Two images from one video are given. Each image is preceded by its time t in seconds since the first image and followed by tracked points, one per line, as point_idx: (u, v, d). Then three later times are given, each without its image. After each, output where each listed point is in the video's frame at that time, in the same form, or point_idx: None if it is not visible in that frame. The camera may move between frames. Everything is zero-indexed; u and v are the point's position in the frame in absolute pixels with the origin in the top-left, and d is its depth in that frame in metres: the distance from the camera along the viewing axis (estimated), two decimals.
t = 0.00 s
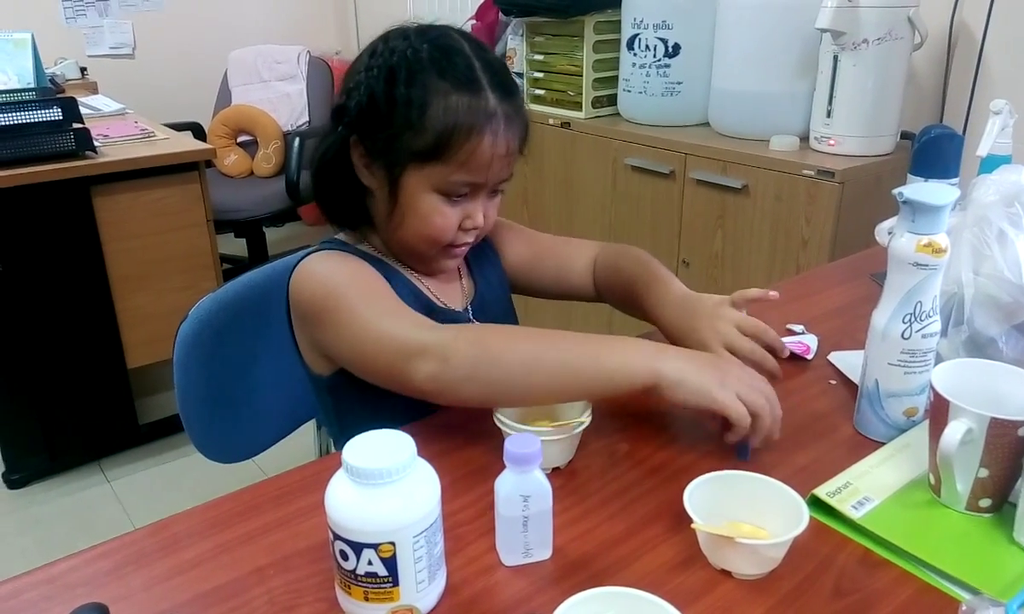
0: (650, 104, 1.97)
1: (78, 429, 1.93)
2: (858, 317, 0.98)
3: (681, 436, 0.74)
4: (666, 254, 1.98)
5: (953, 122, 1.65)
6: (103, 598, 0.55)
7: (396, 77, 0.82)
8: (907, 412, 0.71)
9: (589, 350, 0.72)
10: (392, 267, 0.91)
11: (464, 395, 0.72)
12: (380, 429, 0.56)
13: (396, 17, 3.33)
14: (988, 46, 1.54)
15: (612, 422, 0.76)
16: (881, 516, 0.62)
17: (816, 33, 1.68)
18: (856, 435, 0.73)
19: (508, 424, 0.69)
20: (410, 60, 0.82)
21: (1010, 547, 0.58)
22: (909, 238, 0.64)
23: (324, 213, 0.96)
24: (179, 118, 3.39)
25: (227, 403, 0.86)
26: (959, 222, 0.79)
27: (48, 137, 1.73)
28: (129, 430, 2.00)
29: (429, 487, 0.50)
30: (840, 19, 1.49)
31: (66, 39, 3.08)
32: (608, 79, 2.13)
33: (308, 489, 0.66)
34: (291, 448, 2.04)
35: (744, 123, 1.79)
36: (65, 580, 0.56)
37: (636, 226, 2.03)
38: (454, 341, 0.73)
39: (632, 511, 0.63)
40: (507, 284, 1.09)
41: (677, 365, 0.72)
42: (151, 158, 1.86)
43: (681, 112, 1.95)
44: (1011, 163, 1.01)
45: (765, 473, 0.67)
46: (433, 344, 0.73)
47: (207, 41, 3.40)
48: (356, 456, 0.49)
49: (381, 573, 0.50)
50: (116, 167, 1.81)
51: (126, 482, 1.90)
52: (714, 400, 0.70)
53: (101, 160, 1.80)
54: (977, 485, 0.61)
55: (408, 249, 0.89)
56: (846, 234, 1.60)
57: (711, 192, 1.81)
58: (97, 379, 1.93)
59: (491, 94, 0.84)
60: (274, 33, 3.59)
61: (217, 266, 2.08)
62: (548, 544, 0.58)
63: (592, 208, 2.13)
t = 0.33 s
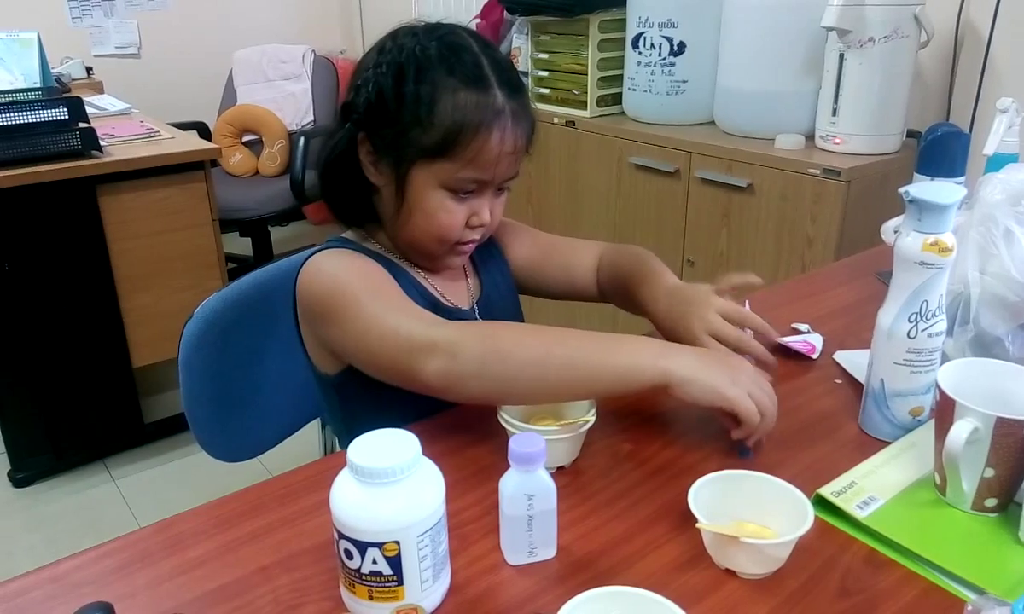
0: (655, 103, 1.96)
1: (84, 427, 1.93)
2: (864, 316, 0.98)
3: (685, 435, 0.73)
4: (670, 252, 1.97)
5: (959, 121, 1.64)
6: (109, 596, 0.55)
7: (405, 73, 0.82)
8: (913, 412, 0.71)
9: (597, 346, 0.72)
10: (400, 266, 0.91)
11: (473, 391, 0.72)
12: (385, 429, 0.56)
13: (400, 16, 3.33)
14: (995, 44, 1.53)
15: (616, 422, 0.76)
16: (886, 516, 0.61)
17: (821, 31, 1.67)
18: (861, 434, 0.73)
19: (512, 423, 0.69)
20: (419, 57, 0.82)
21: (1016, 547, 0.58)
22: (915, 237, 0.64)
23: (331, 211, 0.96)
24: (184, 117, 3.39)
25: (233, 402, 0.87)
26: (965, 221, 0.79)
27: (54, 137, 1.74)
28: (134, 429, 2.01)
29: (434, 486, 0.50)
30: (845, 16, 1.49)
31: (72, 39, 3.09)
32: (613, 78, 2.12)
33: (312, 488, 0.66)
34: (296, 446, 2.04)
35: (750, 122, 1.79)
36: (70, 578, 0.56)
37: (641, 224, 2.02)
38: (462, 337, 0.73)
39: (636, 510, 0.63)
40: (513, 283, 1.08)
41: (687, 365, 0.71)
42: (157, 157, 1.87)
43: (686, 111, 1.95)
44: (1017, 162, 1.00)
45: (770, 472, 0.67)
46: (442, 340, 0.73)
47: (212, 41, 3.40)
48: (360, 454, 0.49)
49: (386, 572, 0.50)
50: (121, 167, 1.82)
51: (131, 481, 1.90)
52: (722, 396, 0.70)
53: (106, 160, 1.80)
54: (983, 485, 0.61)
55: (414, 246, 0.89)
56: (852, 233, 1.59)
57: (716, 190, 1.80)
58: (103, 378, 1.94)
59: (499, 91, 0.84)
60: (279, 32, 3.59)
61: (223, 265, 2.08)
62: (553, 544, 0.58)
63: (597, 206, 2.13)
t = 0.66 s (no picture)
0: (655, 103, 1.96)
1: (85, 428, 1.93)
2: (864, 316, 0.98)
3: (686, 435, 0.74)
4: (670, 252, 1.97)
5: (959, 121, 1.64)
6: (110, 597, 0.55)
7: (406, 79, 0.81)
8: (914, 412, 0.71)
9: (595, 344, 0.71)
10: (402, 268, 0.91)
11: (474, 392, 0.72)
12: (386, 429, 0.56)
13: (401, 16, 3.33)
14: (995, 44, 1.53)
15: (616, 422, 0.76)
16: (887, 516, 0.61)
17: (821, 31, 1.67)
18: (861, 434, 0.73)
19: (512, 423, 0.69)
20: (420, 62, 0.82)
21: (1017, 547, 0.58)
22: (916, 236, 0.64)
23: (332, 214, 0.96)
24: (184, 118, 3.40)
25: (236, 403, 0.87)
26: (966, 221, 0.79)
27: (54, 137, 1.74)
28: (135, 429, 2.01)
29: (434, 486, 0.50)
30: (845, 16, 1.49)
31: (72, 40, 3.09)
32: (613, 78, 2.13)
33: (313, 488, 0.66)
34: (297, 447, 2.04)
35: (750, 122, 1.79)
36: (72, 578, 0.57)
37: (641, 225, 2.02)
38: (459, 339, 0.73)
39: (637, 510, 0.63)
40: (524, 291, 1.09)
41: (687, 360, 0.70)
42: (158, 158, 1.87)
43: (686, 111, 1.95)
44: (1017, 161, 1.00)
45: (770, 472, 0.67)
46: (439, 343, 0.73)
47: (212, 41, 3.41)
48: (361, 454, 0.49)
49: (386, 572, 0.50)
50: (122, 167, 1.82)
51: (132, 482, 1.90)
52: (719, 392, 0.69)
53: (107, 161, 1.80)
54: (984, 484, 0.61)
55: (418, 249, 0.89)
56: (851, 233, 1.59)
57: (716, 190, 1.80)
58: (103, 378, 1.94)
59: (500, 95, 0.84)
60: (279, 32, 3.59)
61: (223, 266, 2.08)
62: (554, 544, 0.58)
63: (597, 207, 2.13)
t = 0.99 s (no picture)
0: (654, 103, 1.96)
1: (83, 428, 1.93)
2: (863, 316, 0.98)
3: (684, 436, 0.74)
4: (669, 253, 1.97)
5: (958, 122, 1.64)
6: (109, 597, 0.55)
7: (413, 74, 0.82)
8: (913, 412, 0.71)
9: (589, 338, 0.71)
10: (410, 268, 0.91)
11: (470, 390, 0.72)
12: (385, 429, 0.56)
13: (400, 16, 3.33)
14: (993, 46, 1.54)
15: (615, 423, 0.76)
16: (886, 517, 0.61)
17: (820, 33, 1.67)
18: (860, 435, 0.73)
19: (512, 424, 0.69)
20: (426, 56, 0.82)
21: (1016, 548, 0.58)
22: (915, 238, 0.64)
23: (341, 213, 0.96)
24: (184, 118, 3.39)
25: (234, 402, 0.87)
26: (965, 222, 0.80)
27: (53, 137, 1.74)
28: (133, 429, 2.01)
29: (434, 486, 0.50)
30: (844, 17, 1.49)
31: (71, 39, 3.08)
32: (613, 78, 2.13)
33: (312, 489, 0.66)
34: (296, 447, 2.04)
35: (749, 122, 1.79)
36: (71, 579, 0.56)
37: (641, 225, 2.02)
38: (458, 338, 0.73)
39: (637, 510, 0.63)
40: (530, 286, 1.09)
41: (683, 349, 0.70)
42: (156, 158, 1.87)
43: (686, 112, 1.95)
44: (1016, 163, 1.00)
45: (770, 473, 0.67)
46: (438, 342, 0.73)
47: (211, 41, 3.40)
48: (361, 456, 0.49)
49: (386, 573, 0.50)
50: (120, 167, 1.81)
51: (130, 482, 1.90)
52: (717, 384, 0.69)
53: (105, 160, 1.80)
54: (983, 485, 0.61)
55: (427, 244, 0.89)
56: (850, 234, 1.60)
57: (715, 191, 1.80)
58: (102, 378, 1.94)
59: (506, 87, 0.84)
60: (278, 32, 3.59)
61: (221, 266, 2.08)
62: (553, 545, 0.58)
63: (597, 207, 2.13)
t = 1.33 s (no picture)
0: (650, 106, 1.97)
1: (76, 429, 1.92)
2: (859, 320, 0.98)
3: (680, 438, 0.74)
4: (665, 256, 1.97)
5: (952, 127, 1.65)
6: (103, 599, 0.55)
7: (408, 73, 0.82)
8: (908, 416, 0.71)
9: (592, 342, 0.72)
10: (418, 266, 0.91)
11: (468, 381, 0.72)
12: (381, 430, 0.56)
13: (396, 17, 3.33)
14: (987, 51, 1.54)
15: (611, 425, 0.76)
16: (881, 519, 0.62)
17: (816, 37, 1.68)
18: (855, 438, 0.74)
19: (508, 426, 0.69)
20: (421, 55, 0.82)
21: (1010, 551, 0.58)
22: (910, 241, 0.64)
23: (348, 213, 0.98)
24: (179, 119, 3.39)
25: (229, 403, 0.86)
26: (960, 226, 0.80)
27: (47, 137, 1.73)
28: (127, 431, 2.00)
29: (430, 488, 0.50)
30: (839, 21, 1.49)
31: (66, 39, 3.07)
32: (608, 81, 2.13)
33: (308, 491, 0.66)
34: (290, 449, 2.04)
35: (745, 125, 1.79)
36: (65, 580, 0.56)
37: (637, 228, 2.02)
38: (461, 326, 0.73)
39: (633, 513, 0.63)
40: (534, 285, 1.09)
41: (681, 360, 0.71)
42: (151, 159, 1.86)
43: (682, 115, 1.96)
44: (1010, 167, 1.01)
45: (765, 476, 0.67)
46: (440, 330, 0.73)
47: (207, 42, 3.40)
48: (357, 458, 0.49)
49: (381, 575, 0.50)
50: (115, 168, 1.81)
51: (124, 484, 1.89)
52: (715, 393, 0.68)
53: (100, 161, 1.80)
54: (976, 488, 0.61)
55: (429, 243, 0.89)
56: (845, 236, 1.60)
57: (710, 194, 1.81)
58: (96, 379, 1.93)
59: (501, 85, 0.83)
60: (274, 34, 3.58)
61: (217, 267, 2.07)
62: (549, 547, 0.58)
63: (593, 209, 2.13)
